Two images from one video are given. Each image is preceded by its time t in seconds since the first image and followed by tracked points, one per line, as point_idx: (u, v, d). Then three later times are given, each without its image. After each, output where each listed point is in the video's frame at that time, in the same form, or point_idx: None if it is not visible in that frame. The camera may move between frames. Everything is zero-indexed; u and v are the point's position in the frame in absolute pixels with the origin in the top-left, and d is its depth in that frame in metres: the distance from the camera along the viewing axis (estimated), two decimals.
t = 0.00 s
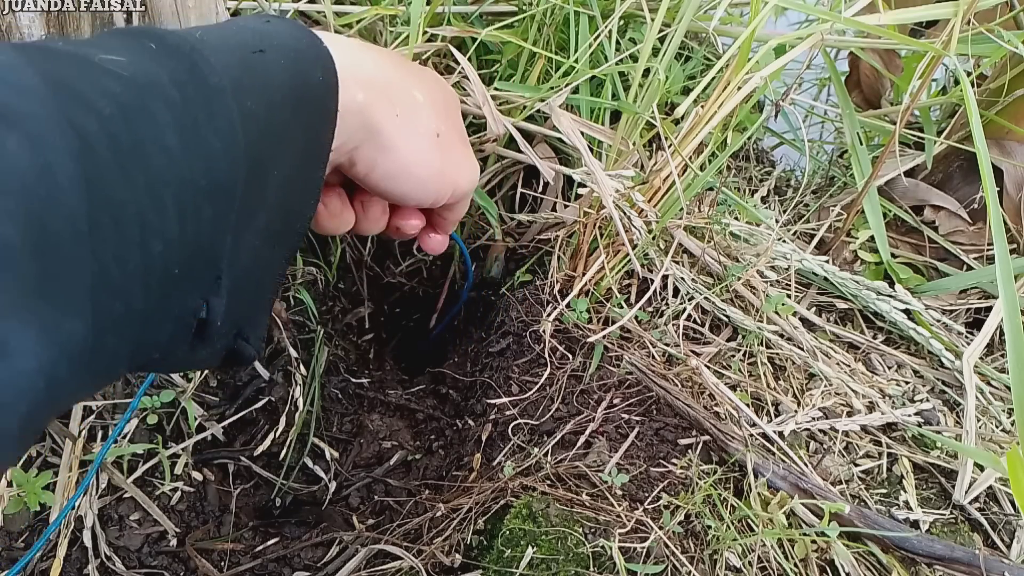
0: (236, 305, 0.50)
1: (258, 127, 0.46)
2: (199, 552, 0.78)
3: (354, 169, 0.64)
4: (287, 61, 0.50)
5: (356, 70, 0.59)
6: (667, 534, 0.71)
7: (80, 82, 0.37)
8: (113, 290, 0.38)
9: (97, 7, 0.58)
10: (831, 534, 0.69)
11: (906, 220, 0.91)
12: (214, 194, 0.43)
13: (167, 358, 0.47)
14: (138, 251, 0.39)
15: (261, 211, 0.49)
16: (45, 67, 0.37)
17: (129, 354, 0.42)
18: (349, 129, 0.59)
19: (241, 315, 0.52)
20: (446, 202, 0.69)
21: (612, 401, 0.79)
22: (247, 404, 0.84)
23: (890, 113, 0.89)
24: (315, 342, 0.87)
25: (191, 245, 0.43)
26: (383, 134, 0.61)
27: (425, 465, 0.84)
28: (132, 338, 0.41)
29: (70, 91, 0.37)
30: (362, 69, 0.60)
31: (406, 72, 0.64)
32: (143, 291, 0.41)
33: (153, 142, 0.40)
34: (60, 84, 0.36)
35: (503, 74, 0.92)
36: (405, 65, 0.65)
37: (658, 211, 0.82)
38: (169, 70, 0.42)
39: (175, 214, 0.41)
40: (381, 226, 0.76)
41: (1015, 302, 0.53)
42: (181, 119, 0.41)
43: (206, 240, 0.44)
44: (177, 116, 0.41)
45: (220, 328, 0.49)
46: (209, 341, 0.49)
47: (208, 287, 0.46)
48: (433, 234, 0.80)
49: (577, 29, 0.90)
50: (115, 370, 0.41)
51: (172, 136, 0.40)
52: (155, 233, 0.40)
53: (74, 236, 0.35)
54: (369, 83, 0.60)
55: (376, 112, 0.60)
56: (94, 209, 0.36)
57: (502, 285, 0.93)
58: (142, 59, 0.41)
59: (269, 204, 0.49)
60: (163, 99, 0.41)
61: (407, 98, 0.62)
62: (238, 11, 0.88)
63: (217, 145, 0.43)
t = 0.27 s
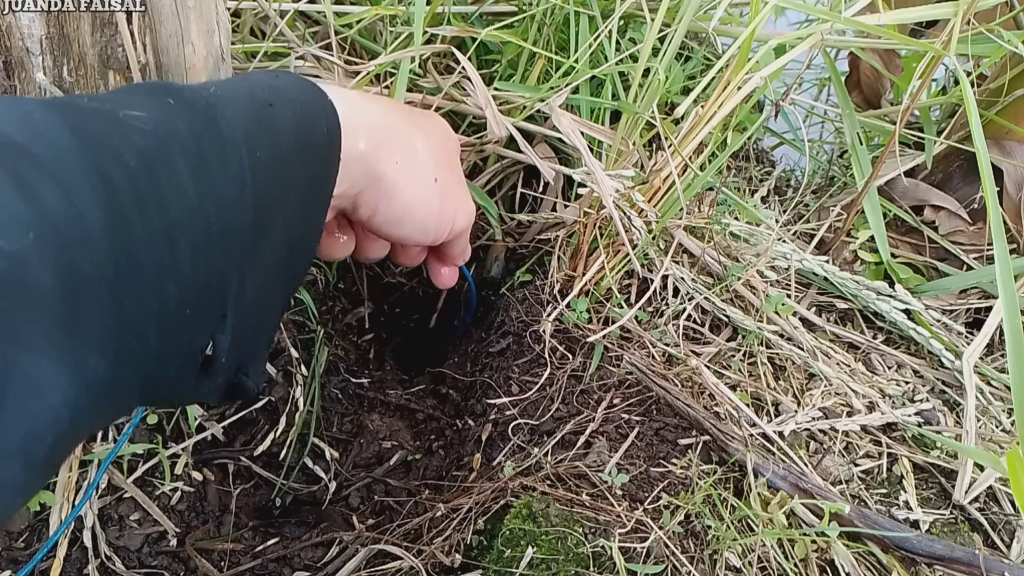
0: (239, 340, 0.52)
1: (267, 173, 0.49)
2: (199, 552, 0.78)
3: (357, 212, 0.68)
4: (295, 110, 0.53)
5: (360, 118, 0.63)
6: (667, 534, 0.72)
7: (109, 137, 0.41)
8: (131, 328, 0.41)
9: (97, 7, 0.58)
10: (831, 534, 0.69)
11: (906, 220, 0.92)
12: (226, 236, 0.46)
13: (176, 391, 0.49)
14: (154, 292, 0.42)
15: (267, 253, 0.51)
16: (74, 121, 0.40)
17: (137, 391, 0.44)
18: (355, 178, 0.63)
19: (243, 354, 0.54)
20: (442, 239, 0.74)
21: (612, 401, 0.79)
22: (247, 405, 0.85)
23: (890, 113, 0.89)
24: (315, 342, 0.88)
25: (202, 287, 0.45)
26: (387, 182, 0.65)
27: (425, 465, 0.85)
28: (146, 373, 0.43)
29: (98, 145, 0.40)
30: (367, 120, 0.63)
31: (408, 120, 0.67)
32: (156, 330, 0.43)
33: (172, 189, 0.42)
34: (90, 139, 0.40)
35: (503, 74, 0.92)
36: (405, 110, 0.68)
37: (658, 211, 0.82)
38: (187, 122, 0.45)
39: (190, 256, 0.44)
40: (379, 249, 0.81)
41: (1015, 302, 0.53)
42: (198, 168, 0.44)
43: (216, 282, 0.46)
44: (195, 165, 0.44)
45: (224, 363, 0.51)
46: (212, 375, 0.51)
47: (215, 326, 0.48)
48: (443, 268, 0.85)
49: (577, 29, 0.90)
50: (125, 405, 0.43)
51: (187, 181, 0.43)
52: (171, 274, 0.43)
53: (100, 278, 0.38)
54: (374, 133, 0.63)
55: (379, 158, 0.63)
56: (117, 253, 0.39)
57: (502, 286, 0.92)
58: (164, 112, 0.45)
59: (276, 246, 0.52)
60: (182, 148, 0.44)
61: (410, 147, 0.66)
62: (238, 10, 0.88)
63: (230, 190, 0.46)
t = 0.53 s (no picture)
0: (252, 340, 0.57)
1: (280, 181, 0.52)
2: (199, 552, 0.79)
3: (377, 215, 0.71)
4: (304, 122, 0.56)
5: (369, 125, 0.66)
6: (667, 534, 0.72)
7: (131, 150, 0.43)
8: (153, 330, 0.43)
9: (97, 7, 0.58)
10: (831, 534, 0.69)
11: (906, 220, 0.92)
12: (242, 242, 0.48)
13: (189, 387, 0.52)
14: (176, 295, 0.44)
15: (278, 256, 0.54)
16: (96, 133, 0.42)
17: (157, 388, 0.47)
18: (369, 181, 0.66)
19: (257, 352, 0.59)
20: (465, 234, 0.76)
21: (612, 401, 0.79)
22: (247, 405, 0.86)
23: (890, 113, 0.89)
24: (315, 342, 0.88)
25: (220, 289, 0.48)
26: (401, 183, 0.68)
27: (425, 465, 0.85)
28: (164, 371, 0.46)
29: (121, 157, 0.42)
30: (376, 125, 0.67)
31: (416, 122, 0.71)
32: (176, 331, 0.46)
33: (192, 198, 0.45)
34: (114, 151, 0.42)
35: (503, 74, 0.92)
36: (413, 116, 0.72)
37: (658, 211, 0.82)
38: (205, 135, 0.48)
39: (209, 261, 0.46)
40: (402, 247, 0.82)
41: (1015, 303, 0.53)
42: (216, 178, 0.47)
43: (232, 286, 0.49)
44: (213, 175, 0.47)
45: (237, 360, 0.55)
46: (227, 372, 0.55)
47: (228, 326, 0.52)
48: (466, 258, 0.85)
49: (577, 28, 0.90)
50: (145, 401, 0.46)
51: (207, 191, 0.46)
52: (192, 279, 0.45)
53: (126, 283, 0.40)
54: (384, 138, 0.67)
55: (388, 162, 0.67)
56: (142, 259, 0.41)
57: (501, 285, 0.91)
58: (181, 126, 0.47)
59: (286, 251, 0.55)
60: (201, 160, 0.46)
61: (418, 148, 0.69)
62: (238, 10, 0.88)
63: (247, 199, 0.48)
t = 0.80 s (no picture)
0: (247, 336, 0.57)
1: (274, 178, 0.52)
2: (199, 552, 0.79)
3: (369, 212, 0.71)
4: (296, 119, 0.56)
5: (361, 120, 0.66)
6: (667, 534, 0.72)
7: (123, 148, 0.44)
8: (149, 325, 0.44)
9: (97, 7, 0.58)
10: (831, 534, 0.69)
11: (906, 220, 0.92)
12: (235, 239, 0.49)
13: (185, 381, 0.53)
14: (171, 291, 0.45)
15: (273, 253, 0.54)
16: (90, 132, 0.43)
17: (152, 382, 0.48)
18: (361, 177, 0.65)
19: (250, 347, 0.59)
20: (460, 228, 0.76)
21: (612, 401, 0.79)
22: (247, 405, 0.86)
23: (890, 113, 0.89)
24: (315, 342, 0.89)
25: (214, 285, 0.48)
26: (392, 179, 0.68)
27: (425, 465, 0.85)
28: (158, 366, 0.47)
29: (114, 155, 0.43)
30: (365, 122, 0.67)
31: (404, 118, 0.70)
32: (172, 326, 0.46)
33: (185, 195, 0.45)
34: (106, 149, 0.43)
35: (503, 74, 0.92)
36: (405, 113, 0.72)
37: (658, 211, 0.82)
38: (196, 133, 0.48)
39: (203, 257, 0.46)
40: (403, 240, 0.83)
41: (1015, 303, 0.53)
42: (208, 175, 0.47)
43: (226, 282, 0.49)
44: (205, 172, 0.47)
45: (232, 356, 0.56)
46: (222, 367, 0.56)
47: (222, 322, 0.52)
48: (472, 251, 0.86)
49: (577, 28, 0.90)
50: (141, 395, 0.47)
51: (200, 187, 0.46)
52: (186, 274, 0.46)
53: (122, 278, 0.40)
54: (374, 134, 0.66)
55: (381, 158, 0.66)
56: (136, 254, 0.42)
57: (501, 285, 0.92)
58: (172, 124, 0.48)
59: (281, 248, 0.55)
60: (193, 157, 0.46)
61: (410, 145, 0.69)
62: (238, 10, 0.88)
63: (240, 196, 0.48)
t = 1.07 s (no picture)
0: (253, 362, 0.59)
1: (282, 211, 0.54)
2: (199, 552, 0.79)
3: (373, 238, 0.72)
4: (305, 153, 0.59)
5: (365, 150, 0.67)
6: (667, 534, 0.72)
7: (143, 182, 0.46)
8: (165, 352, 0.46)
9: (97, 7, 0.58)
10: (831, 534, 0.69)
11: (906, 220, 0.92)
12: (245, 269, 0.51)
13: (195, 407, 0.55)
14: (185, 320, 0.47)
15: (280, 282, 0.57)
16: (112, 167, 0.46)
17: (165, 407, 0.50)
18: (365, 208, 0.67)
19: (255, 373, 0.61)
20: (460, 252, 0.78)
21: (612, 401, 0.79)
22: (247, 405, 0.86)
23: (890, 113, 0.89)
24: (315, 342, 0.89)
25: (225, 312, 0.51)
26: (395, 210, 0.69)
27: (425, 465, 0.85)
28: (171, 392, 0.49)
29: (133, 189, 0.45)
30: (371, 151, 0.68)
31: (408, 146, 0.71)
32: (184, 353, 0.48)
33: (200, 227, 0.48)
34: (127, 184, 0.45)
35: (503, 74, 0.92)
36: (409, 139, 0.72)
37: (658, 211, 0.82)
38: (210, 167, 0.51)
39: (215, 285, 0.49)
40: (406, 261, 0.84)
41: (1015, 304, 0.53)
42: (221, 208, 0.49)
43: (235, 311, 0.52)
44: (219, 205, 0.49)
45: (239, 382, 0.58)
46: (229, 394, 0.58)
47: (231, 349, 0.54)
48: (473, 267, 0.85)
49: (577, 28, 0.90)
50: (154, 419, 0.49)
51: (214, 219, 0.48)
52: (199, 303, 0.48)
53: (139, 307, 0.43)
54: (379, 163, 0.67)
55: (384, 189, 0.67)
56: (155, 284, 0.44)
57: (501, 285, 0.92)
58: (188, 158, 0.50)
59: (289, 276, 0.57)
60: (208, 191, 0.49)
61: (413, 173, 0.70)
62: (238, 11, 0.88)
63: (251, 228, 0.51)
